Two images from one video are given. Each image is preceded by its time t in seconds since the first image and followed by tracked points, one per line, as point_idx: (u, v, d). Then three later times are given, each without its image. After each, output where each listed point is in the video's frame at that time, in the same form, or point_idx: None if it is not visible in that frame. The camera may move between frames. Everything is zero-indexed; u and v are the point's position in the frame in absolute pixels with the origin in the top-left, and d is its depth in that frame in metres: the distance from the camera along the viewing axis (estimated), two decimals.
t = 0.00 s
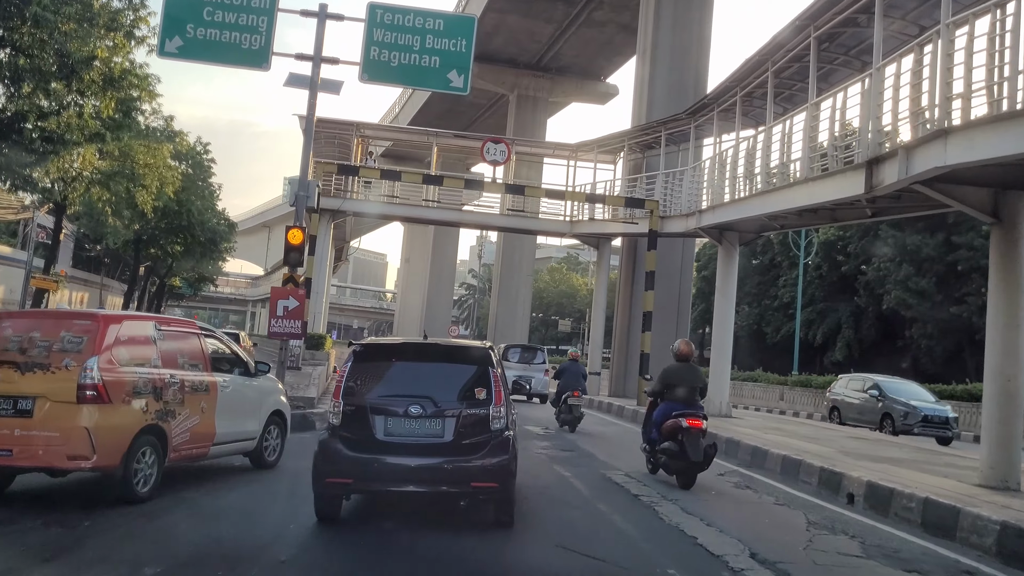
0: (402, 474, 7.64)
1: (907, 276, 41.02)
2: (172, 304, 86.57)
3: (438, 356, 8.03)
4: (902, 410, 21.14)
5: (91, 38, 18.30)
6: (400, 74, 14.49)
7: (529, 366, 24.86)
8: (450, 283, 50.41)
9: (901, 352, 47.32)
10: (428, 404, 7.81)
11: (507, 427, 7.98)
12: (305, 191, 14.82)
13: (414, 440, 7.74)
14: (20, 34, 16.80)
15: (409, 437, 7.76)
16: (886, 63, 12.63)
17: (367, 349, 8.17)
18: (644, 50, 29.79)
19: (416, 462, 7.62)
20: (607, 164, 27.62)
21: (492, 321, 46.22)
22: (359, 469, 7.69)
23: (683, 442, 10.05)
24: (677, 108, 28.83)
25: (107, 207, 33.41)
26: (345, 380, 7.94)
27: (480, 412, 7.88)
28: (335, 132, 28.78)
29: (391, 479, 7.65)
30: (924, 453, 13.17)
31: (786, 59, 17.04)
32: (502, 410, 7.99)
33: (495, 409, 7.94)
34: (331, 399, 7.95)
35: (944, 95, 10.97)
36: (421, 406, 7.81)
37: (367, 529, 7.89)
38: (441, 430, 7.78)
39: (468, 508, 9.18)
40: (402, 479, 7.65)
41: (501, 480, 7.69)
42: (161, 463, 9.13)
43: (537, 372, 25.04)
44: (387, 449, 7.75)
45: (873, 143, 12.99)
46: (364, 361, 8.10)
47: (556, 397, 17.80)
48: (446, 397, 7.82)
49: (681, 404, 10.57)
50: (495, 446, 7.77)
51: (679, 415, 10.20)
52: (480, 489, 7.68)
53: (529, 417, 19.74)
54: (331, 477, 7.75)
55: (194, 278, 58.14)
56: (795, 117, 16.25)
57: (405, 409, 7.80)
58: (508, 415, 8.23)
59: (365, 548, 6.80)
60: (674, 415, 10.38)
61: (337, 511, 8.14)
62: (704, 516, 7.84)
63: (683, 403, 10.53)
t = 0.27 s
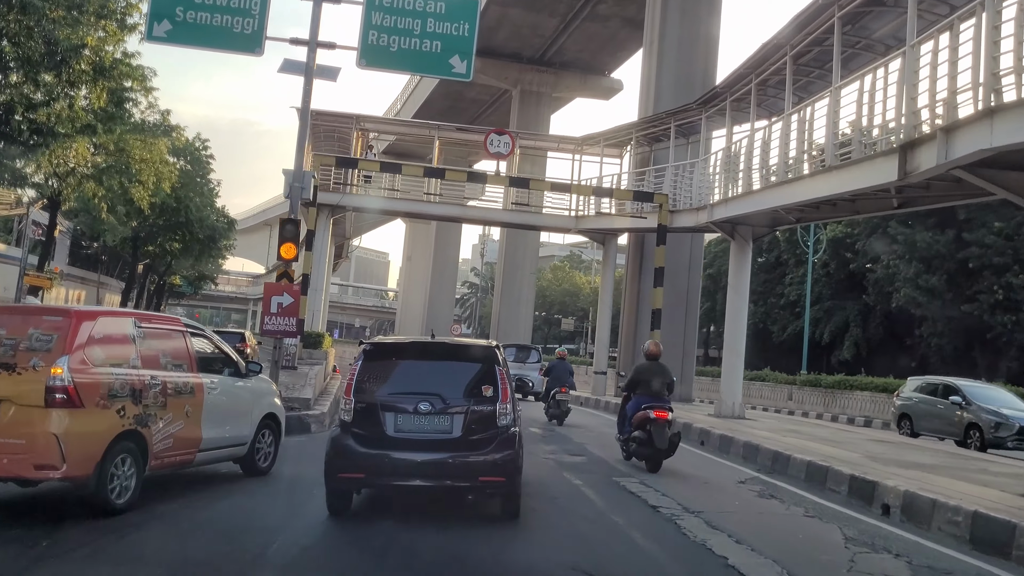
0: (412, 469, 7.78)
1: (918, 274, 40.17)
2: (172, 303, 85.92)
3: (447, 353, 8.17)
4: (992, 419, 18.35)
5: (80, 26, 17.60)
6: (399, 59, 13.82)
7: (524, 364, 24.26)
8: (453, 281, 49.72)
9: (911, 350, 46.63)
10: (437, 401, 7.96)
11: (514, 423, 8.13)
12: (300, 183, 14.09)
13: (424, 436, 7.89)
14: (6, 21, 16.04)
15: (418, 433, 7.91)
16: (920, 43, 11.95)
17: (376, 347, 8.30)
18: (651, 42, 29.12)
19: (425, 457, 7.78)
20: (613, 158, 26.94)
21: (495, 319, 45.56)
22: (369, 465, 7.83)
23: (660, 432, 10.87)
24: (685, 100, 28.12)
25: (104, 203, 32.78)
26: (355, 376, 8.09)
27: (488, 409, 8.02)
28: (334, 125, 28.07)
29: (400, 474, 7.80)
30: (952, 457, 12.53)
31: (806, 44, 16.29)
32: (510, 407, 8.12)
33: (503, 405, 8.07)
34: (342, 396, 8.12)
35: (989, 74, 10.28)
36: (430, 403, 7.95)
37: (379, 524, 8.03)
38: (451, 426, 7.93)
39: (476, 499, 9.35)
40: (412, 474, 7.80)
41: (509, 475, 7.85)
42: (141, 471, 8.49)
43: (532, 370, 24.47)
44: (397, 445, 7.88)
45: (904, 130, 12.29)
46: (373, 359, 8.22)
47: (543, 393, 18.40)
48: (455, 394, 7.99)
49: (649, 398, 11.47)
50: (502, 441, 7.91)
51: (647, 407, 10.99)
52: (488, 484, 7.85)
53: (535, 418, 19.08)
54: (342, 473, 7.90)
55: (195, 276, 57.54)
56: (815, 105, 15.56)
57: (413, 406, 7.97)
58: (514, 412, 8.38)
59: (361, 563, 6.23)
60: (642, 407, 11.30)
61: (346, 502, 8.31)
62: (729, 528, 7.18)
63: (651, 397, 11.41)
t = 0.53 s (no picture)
0: (420, 461, 8.15)
1: (925, 270, 39.48)
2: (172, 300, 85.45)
3: (452, 350, 8.54)
4: None
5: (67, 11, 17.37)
6: (399, 45, 13.30)
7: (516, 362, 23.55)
8: (455, 277, 49.19)
9: (917, 348, 46.09)
10: (442, 396, 8.33)
11: (516, 417, 8.53)
12: (295, 172, 13.55)
13: (431, 430, 8.25)
14: None
15: (425, 426, 8.29)
16: (950, 23, 11.32)
17: (384, 344, 8.65)
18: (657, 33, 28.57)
19: (432, 450, 8.13)
20: (618, 151, 26.39)
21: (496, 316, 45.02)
22: (379, 457, 8.19)
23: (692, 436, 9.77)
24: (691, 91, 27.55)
25: (99, 196, 32.21)
26: (364, 372, 8.46)
27: (492, 403, 8.40)
28: (333, 117, 27.48)
29: (407, 466, 8.15)
30: (974, 459, 12.03)
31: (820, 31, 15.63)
32: (512, 401, 8.51)
33: (505, 400, 8.46)
34: (352, 391, 8.49)
35: None
36: (436, 397, 8.33)
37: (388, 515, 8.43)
38: (455, 420, 8.32)
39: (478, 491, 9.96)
40: (419, 465, 8.16)
41: (512, 467, 8.24)
42: (119, 477, 8.03)
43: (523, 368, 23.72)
44: (405, 438, 8.25)
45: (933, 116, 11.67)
46: (381, 355, 8.57)
47: (535, 385, 19.42)
48: (461, 389, 8.37)
49: (627, 390, 12.45)
50: (504, 435, 8.28)
51: (625, 399, 11.98)
52: (493, 475, 8.23)
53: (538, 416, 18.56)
54: (352, 464, 8.25)
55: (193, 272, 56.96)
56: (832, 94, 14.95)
57: (419, 401, 8.34)
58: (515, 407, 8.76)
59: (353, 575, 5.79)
60: (622, 399, 12.27)
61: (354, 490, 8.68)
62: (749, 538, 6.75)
63: (629, 389, 12.41)
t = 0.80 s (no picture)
0: (424, 450, 8.45)
1: (933, 265, 38.87)
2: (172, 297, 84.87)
3: (456, 344, 8.81)
4: None
5: None
6: (396, 28, 12.74)
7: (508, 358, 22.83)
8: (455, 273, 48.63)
9: (923, 345, 45.54)
10: (447, 388, 8.63)
11: (519, 409, 8.82)
12: (289, 159, 13.00)
13: (436, 420, 8.54)
14: None
15: (429, 417, 8.58)
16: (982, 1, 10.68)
17: (390, 338, 8.93)
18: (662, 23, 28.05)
19: (437, 440, 8.41)
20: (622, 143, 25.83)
21: (498, 313, 44.44)
22: (385, 446, 8.49)
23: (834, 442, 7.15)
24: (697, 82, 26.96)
25: (94, 190, 31.62)
26: (370, 366, 8.74)
27: (495, 395, 8.70)
28: (331, 108, 26.91)
29: (412, 454, 8.46)
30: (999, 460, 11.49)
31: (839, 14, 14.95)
32: (514, 393, 8.80)
33: (508, 392, 8.76)
34: (359, 382, 8.80)
35: None
36: (440, 389, 8.62)
37: (391, 503, 8.75)
38: (459, 411, 8.60)
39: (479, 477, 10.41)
40: (425, 454, 8.47)
41: (514, 456, 8.53)
42: (96, 482, 7.53)
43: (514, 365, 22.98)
44: (411, 428, 8.55)
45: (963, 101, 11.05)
46: (386, 349, 8.85)
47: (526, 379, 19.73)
48: (465, 381, 8.65)
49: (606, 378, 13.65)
50: (506, 426, 8.56)
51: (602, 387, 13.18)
52: (496, 463, 8.52)
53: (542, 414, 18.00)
54: (359, 454, 8.53)
55: (191, 268, 56.36)
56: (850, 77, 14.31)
57: (423, 392, 8.63)
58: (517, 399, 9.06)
59: None
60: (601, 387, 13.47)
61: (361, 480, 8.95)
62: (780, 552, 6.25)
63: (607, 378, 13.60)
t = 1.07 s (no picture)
0: (427, 446, 8.86)
1: (941, 265, 38.31)
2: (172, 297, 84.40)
3: (458, 344, 9.25)
4: None
5: None
6: (395, 15, 12.24)
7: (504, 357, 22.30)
8: (457, 272, 48.12)
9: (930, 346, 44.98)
10: (451, 386, 9.05)
11: (519, 406, 9.23)
12: (284, 153, 12.49)
13: (442, 417, 8.95)
14: None
15: (434, 414, 8.99)
16: None
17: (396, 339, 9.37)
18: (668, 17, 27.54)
19: (442, 436, 8.83)
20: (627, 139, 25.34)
21: (500, 313, 43.89)
22: (392, 442, 8.89)
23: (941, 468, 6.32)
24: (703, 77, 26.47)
25: (90, 187, 31.20)
26: (378, 365, 9.20)
27: (496, 393, 9.13)
28: (330, 104, 26.43)
29: (417, 450, 8.85)
30: None
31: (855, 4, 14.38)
32: (515, 392, 9.21)
33: (509, 390, 9.18)
34: (368, 381, 9.23)
35: None
36: (445, 387, 9.05)
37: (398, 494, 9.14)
38: (463, 408, 9.02)
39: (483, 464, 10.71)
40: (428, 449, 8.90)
41: (516, 450, 8.94)
42: (73, 493, 7.03)
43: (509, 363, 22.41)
44: (416, 424, 8.96)
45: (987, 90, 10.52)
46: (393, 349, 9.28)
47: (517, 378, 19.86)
48: (468, 379, 9.09)
49: (590, 377, 14.53)
50: (508, 423, 8.98)
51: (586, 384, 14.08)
52: (498, 458, 8.95)
53: (546, 416, 17.53)
54: (367, 449, 8.95)
55: (192, 268, 55.94)
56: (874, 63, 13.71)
57: (428, 391, 9.03)
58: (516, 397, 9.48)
59: None
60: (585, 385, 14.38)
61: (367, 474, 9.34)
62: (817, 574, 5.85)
63: (591, 377, 14.50)
